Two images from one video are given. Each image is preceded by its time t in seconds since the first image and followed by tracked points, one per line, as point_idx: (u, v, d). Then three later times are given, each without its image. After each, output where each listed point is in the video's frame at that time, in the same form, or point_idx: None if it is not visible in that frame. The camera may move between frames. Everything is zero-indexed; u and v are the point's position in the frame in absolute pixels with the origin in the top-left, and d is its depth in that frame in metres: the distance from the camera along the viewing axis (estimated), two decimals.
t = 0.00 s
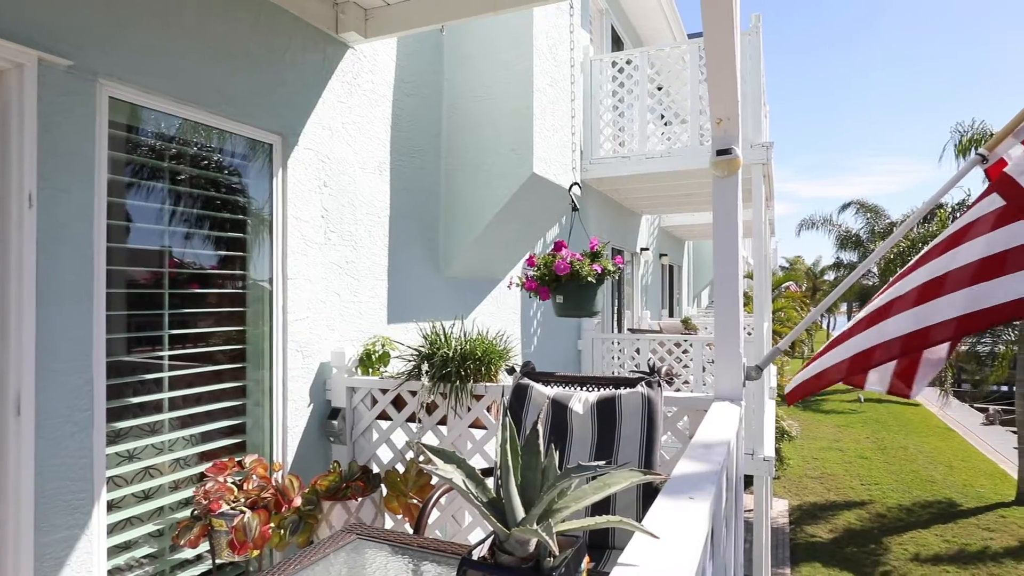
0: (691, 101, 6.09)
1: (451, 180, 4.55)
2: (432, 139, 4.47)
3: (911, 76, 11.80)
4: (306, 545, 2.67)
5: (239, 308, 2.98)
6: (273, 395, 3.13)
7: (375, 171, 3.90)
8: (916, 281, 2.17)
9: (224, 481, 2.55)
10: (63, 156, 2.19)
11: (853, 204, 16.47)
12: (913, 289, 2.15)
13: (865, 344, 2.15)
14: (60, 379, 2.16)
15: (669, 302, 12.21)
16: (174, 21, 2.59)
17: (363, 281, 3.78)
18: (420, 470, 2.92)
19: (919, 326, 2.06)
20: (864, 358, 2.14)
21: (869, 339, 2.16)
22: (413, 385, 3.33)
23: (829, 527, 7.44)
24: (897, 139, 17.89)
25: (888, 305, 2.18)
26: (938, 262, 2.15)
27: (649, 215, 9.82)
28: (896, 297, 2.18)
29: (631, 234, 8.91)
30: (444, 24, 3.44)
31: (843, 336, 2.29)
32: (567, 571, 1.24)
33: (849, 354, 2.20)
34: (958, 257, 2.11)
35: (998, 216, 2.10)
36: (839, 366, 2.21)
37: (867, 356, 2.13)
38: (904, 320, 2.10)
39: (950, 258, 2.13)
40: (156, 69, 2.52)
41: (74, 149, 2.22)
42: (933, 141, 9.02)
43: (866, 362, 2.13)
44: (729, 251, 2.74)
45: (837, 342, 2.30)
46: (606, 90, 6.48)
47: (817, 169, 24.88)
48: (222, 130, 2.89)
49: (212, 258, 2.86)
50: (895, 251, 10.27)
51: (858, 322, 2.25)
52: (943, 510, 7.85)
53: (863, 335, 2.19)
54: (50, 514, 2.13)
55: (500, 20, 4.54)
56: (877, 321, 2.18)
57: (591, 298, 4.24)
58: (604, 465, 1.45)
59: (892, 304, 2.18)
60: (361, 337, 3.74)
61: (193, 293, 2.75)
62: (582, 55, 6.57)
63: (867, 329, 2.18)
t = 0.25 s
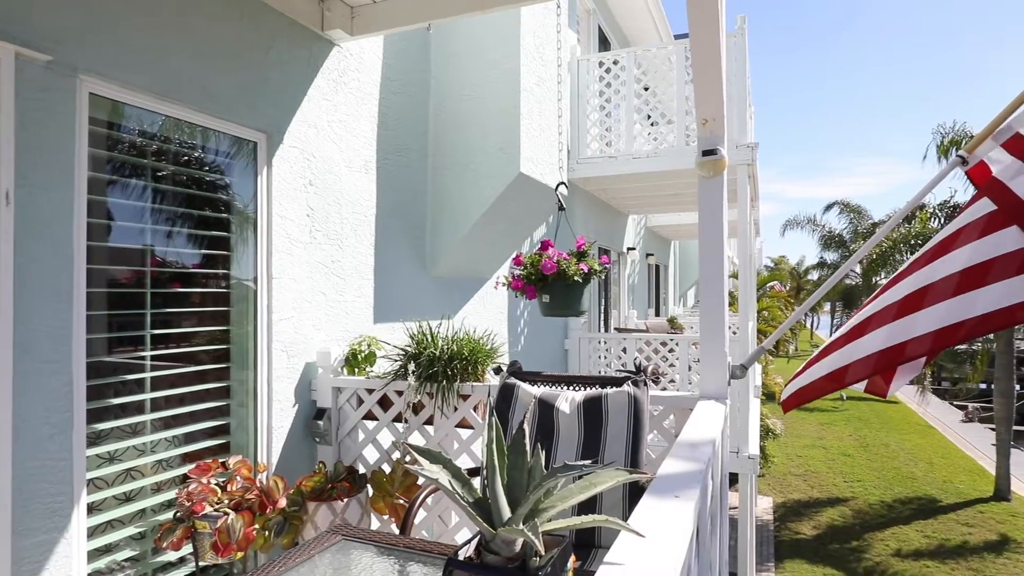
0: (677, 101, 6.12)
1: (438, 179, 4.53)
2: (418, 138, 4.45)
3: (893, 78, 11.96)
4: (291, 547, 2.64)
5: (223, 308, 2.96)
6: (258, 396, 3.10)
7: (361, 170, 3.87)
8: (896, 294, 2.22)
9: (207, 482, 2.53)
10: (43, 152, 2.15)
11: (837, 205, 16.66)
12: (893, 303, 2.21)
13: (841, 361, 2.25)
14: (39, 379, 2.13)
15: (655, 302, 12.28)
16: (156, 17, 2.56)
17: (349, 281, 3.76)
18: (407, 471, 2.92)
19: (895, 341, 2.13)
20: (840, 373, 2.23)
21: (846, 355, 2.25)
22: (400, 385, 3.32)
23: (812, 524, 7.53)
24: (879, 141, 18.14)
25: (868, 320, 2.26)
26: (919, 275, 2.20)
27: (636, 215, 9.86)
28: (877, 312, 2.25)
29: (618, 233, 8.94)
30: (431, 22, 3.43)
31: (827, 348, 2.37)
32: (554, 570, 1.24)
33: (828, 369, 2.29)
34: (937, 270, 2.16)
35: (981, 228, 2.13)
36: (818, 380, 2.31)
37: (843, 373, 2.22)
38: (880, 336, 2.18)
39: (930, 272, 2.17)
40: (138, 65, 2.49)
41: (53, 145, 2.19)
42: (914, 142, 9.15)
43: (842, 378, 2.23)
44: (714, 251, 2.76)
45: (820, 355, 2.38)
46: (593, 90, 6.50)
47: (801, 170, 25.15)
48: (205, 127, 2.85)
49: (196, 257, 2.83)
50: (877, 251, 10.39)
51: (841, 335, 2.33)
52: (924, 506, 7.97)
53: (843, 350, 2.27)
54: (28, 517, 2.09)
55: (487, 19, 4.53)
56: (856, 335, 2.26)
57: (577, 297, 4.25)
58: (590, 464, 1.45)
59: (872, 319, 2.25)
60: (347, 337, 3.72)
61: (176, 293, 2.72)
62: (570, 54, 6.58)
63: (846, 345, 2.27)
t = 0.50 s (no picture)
0: (663, 102, 6.16)
1: (424, 179, 4.52)
2: (404, 137, 4.44)
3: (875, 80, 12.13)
4: (275, 549, 2.61)
5: (206, 308, 2.92)
6: (241, 397, 3.07)
7: (346, 169, 3.85)
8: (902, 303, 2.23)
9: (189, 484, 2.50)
10: (20, 149, 2.11)
11: (820, 205, 16.86)
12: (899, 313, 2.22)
13: (847, 373, 2.26)
14: (16, 381, 2.09)
15: (641, 302, 12.35)
16: (137, 13, 2.52)
17: (334, 281, 3.73)
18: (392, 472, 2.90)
19: (897, 348, 2.13)
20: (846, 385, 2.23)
21: (852, 367, 2.26)
22: (385, 386, 3.30)
23: (796, 521, 7.61)
24: (861, 142, 18.39)
25: (873, 332, 2.27)
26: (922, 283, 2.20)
27: (621, 215, 9.90)
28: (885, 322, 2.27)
29: (604, 233, 8.97)
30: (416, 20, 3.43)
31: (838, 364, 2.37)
32: (539, 571, 1.24)
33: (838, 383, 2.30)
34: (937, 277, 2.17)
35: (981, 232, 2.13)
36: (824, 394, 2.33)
37: (848, 385, 2.22)
38: (883, 345, 2.19)
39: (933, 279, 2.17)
40: (119, 61, 2.45)
41: (30, 142, 2.15)
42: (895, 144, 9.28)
43: (848, 389, 2.23)
44: (699, 251, 2.77)
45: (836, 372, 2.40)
46: (579, 90, 6.52)
47: (784, 171, 25.43)
48: (188, 125, 2.82)
49: (178, 257, 2.79)
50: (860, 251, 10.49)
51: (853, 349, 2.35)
52: (905, 503, 8.09)
53: (849, 363, 2.29)
54: (5, 521, 2.05)
55: (474, 18, 4.52)
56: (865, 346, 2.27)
57: (562, 297, 4.25)
58: (576, 463, 1.45)
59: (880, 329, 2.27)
60: (331, 337, 3.69)
61: (157, 293, 2.69)
62: (556, 54, 6.59)
63: (852, 358, 2.28)
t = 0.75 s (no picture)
0: (648, 102, 6.19)
1: (409, 178, 4.50)
2: (389, 136, 4.42)
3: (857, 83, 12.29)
4: (258, 551, 2.59)
5: (188, 308, 2.89)
6: (224, 398, 3.04)
7: (331, 168, 3.82)
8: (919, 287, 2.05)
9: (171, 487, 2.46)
10: None
11: (804, 206, 17.06)
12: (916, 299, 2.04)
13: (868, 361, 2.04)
14: None
15: (627, 301, 12.40)
16: (117, 8, 2.48)
17: (319, 280, 3.71)
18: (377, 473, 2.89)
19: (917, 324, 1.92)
20: (868, 373, 1.99)
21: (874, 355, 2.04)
22: (370, 386, 3.29)
23: (779, 519, 7.68)
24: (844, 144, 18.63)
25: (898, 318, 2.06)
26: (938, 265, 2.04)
27: (607, 215, 9.94)
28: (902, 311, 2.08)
29: (590, 233, 9.00)
30: (402, 19, 3.41)
31: (860, 362, 2.14)
32: (522, 570, 1.24)
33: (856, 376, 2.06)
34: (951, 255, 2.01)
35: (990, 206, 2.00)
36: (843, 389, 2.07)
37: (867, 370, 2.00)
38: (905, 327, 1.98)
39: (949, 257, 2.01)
40: (98, 58, 2.42)
41: (7, 139, 2.11)
42: (877, 145, 9.41)
43: (870, 379, 1.98)
44: (684, 251, 2.79)
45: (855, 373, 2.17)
46: (565, 90, 6.53)
47: (768, 172, 25.70)
48: (171, 123, 2.79)
49: (159, 256, 2.76)
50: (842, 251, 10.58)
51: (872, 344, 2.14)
52: (885, 500, 8.20)
53: (869, 357, 2.07)
54: None
55: (459, 18, 4.51)
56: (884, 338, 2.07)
57: (546, 297, 4.26)
58: (560, 463, 1.46)
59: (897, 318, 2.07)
60: (316, 337, 3.67)
61: (138, 292, 2.65)
62: (542, 55, 6.60)
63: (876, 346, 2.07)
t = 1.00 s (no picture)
0: (633, 104, 6.22)
1: (395, 179, 4.48)
2: (374, 136, 4.40)
3: (838, 86, 12.46)
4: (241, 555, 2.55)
5: (170, 309, 2.85)
6: (206, 400, 3.00)
7: (315, 168, 3.80)
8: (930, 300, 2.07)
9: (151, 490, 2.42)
10: None
11: (787, 208, 17.25)
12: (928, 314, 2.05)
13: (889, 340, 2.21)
14: None
15: (613, 302, 12.45)
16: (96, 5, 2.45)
17: (303, 281, 3.68)
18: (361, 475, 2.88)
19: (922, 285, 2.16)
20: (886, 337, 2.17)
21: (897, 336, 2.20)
22: (355, 387, 3.27)
23: (763, 517, 7.75)
24: (826, 146, 18.88)
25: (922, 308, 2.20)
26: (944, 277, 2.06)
27: (593, 216, 9.99)
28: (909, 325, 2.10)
29: (576, 234, 9.03)
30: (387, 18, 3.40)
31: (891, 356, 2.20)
32: (507, 571, 1.24)
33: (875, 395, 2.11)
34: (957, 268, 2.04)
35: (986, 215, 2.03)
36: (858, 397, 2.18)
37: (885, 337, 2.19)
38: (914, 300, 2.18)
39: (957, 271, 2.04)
40: (78, 55, 2.38)
41: None
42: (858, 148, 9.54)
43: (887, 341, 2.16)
44: (668, 251, 2.81)
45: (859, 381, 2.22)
46: (551, 91, 6.54)
47: (752, 174, 25.96)
48: (152, 122, 2.76)
49: (140, 256, 2.72)
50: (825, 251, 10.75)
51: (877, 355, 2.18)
52: (866, 497, 8.31)
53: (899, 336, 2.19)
54: None
55: (445, 18, 4.50)
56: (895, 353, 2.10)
57: (531, 298, 4.26)
58: (545, 463, 1.46)
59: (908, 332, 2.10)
60: (300, 339, 3.64)
61: (118, 293, 2.61)
62: (529, 55, 6.60)
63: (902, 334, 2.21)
